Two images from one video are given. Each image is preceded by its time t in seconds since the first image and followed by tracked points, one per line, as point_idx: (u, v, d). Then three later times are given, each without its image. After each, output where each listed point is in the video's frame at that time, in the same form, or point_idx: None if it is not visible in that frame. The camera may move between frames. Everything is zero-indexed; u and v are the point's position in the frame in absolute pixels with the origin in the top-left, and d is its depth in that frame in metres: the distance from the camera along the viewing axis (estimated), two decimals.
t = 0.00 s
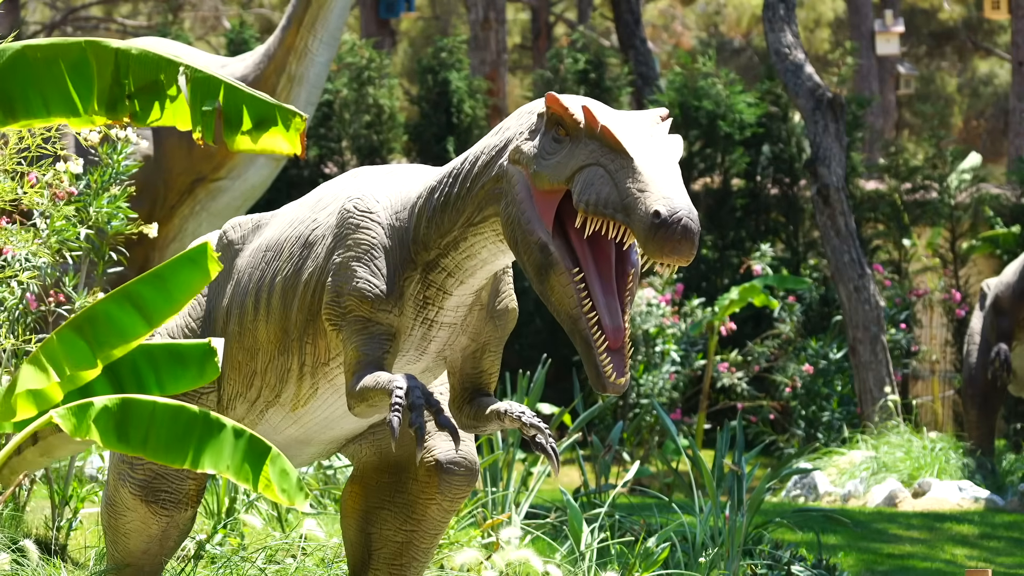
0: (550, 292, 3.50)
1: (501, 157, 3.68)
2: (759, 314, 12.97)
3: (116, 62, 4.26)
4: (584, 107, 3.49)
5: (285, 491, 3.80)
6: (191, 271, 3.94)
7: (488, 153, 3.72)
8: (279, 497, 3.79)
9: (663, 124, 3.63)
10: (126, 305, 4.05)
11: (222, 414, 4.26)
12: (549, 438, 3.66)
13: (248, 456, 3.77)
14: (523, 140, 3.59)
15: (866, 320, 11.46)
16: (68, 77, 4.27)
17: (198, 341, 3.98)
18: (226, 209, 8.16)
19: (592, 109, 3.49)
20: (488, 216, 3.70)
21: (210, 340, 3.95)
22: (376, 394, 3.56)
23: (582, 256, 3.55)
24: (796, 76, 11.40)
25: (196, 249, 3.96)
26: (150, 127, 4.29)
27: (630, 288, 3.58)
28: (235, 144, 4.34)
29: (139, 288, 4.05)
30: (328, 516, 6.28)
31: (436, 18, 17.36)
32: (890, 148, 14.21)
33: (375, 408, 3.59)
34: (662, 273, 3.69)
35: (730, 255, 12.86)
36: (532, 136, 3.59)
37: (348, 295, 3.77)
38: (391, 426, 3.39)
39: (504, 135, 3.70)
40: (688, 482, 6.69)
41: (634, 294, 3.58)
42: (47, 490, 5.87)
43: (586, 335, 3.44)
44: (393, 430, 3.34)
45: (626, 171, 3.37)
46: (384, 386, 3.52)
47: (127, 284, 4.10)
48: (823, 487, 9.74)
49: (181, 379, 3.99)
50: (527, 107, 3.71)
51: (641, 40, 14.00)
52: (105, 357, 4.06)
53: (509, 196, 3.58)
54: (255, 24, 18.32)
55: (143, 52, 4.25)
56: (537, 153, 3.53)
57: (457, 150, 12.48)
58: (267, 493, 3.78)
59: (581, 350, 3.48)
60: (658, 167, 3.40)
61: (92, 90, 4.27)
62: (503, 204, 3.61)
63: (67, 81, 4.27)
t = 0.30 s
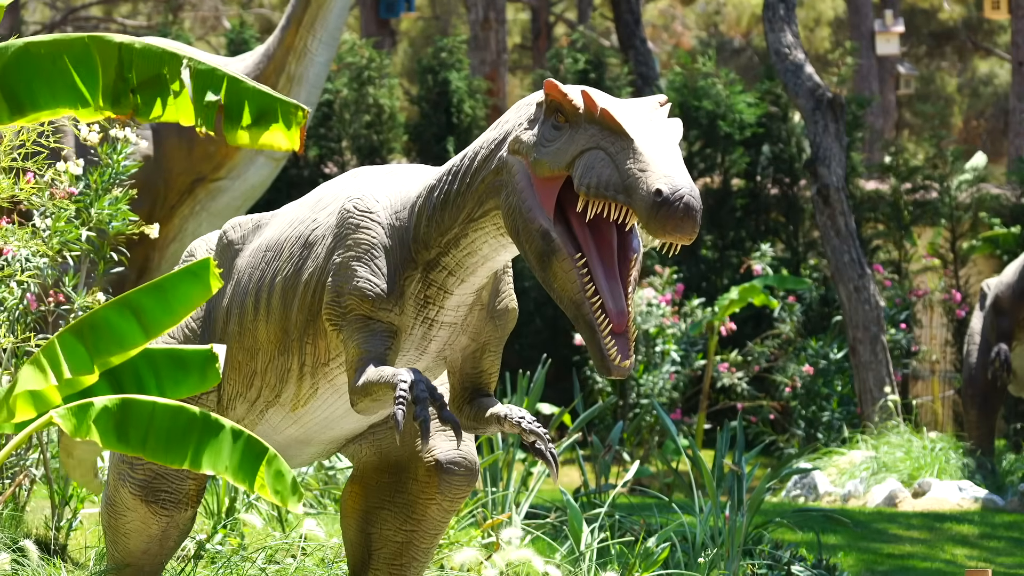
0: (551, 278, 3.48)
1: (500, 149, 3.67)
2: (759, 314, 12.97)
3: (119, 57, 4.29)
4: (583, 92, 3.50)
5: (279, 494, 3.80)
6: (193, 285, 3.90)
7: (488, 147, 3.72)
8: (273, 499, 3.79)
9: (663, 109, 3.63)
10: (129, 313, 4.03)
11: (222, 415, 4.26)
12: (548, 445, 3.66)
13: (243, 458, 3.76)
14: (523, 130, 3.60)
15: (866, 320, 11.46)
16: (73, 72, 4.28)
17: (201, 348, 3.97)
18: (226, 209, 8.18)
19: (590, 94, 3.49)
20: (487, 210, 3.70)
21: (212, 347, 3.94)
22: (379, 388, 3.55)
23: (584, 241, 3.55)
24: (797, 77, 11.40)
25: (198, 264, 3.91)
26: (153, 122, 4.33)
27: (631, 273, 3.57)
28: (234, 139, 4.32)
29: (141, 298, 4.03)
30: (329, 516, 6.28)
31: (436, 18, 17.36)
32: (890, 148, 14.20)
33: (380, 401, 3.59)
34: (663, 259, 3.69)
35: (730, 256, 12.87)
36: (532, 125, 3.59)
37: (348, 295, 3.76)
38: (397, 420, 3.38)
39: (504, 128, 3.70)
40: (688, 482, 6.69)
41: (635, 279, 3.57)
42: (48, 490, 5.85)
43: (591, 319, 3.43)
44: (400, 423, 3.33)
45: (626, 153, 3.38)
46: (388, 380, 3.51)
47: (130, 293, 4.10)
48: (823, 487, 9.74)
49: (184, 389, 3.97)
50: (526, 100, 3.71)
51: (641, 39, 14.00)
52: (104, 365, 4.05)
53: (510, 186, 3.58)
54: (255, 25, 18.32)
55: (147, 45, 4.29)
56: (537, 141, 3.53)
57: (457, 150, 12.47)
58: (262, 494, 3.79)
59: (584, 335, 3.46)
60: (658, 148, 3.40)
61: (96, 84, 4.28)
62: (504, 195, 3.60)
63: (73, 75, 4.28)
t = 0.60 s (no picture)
0: (552, 276, 3.49)
1: (500, 147, 3.67)
2: (759, 314, 12.98)
3: (125, 53, 4.29)
4: (583, 89, 3.50)
5: (284, 491, 3.79)
6: (165, 283, 3.98)
7: (488, 145, 3.72)
8: (277, 497, 3.78)
9: (664, 105, 3.63)
10: (108, 311, 4.10)
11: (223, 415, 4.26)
12: (555, 456, 3.66)
13: (246, 456, 3.76)
14: (523, 128, 3.60)
15: (866, 320, 11.46)
16: (75, 71, 4.29)
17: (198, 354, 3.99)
18: (225, 209, 8.22)
19: (590, 90, 3.49)
20: (487, 209, 3.70)
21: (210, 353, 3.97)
22: (377, 390, 3.56)
23: (584, 239, 3.55)
24: (797, 77, 11.40)
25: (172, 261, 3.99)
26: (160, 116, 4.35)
27: (631, 271, 3.57)
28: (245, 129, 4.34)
29: (118, 297, 4.10)
30: (329, 516, 6.28)
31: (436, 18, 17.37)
32: (890, 148, 14.20)
33: (375, 407, 3.61)
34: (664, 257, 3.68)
35: (730, 256, 12.88)
36: (532, 123, 3.59)
37: (348, 295, 3.77)
38: (392, 416, 3.40)
39: (503, 127, 3.70)
40: (688, 482, 6.69)
41: (635, 277, 3.57)
42: (48, 490, 5.85)
43: (591, 317, 3.43)
44: (395, 419, 3.37)
45: (626, 149, 3.38)
46: (386, 380, 3.52)
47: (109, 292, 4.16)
48: (823, 487, 9.74)
49: (183, 394, 3.98)
50: (526, 98, 3.71)
51: (641, 39, 13.99)
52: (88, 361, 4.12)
53: (510, 184, 3.58)
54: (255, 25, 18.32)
55: (151, 41, 4.28)
56: (537, 138, 3.53)
57: (457, 150, 12.47)
58: (267, 492, 3.78)
59: (585, 333, 3.47)
60: (658, 144, 3.40)
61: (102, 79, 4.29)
62: (504, 194, 3.61)
63: (75, 74, 4.29)
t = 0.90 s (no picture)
0: (552, 277, 3.48)
1: (500, 148, 3.67)
2: (759, 314, 12.97)
3: (126, 47, 4.26)
4: (584, 90, 3.50)
5: (290, 491, 3.77)
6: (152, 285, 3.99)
7: (488, 146, 3.72)
8: (284, 497, 3.77)
9: (664, 107, 3.62)
10: (100, 312, 4.08)
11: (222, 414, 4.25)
12: (560, 452, 3.68)
13: (252, 454, 3.78)
14: (523, 129, 3.59)
15: (866, 320, 11.46)
16: (78, 64, 4.28)
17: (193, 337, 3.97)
18: (226, 210, 8.20)
19: (590, 92, 3.49)
20: (488, 210, 3.70)
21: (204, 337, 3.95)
22: (375, 393, 3.56)
23: (584, 241, 3.55)
24: (796, 77, 11.40)
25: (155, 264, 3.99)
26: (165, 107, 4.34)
27: (631, 273, 3.57)
28: (254, 116, 4.36)
29: (110, 297, 4.08)
30: (328, 516, 6.28)
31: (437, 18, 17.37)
32: (890, 148, 14.20)
33: (367, 411, 3.62)
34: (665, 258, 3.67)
35: (730, 256, 12.86)
36: (532, 124, 3.59)
37: (348, 295, 3.77)
38: (377, 420, 3.44)
39: (504, 127, 3.70)
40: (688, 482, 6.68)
41: (636, 279, 3.57)
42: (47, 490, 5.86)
43: (591, 319, 3.43)
44: (377, 425, 3.40)
45: (626, 151, 3.38)
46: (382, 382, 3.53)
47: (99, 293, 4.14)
48: (823, 487, 9.73)
49: (179, 379, 3.97)
50: (526, 99, 3.71)
51: (641, 39, 13.99)
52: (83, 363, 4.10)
53: (510, 185, 3.58)
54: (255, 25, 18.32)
55: (153, 33, 4.25)
56: (537, 139, 3.53)
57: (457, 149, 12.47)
58: (272, 493, 3.78)
59: (585, 335, 3.46)
60: (658, 146, 3.40)
61: (103, 73, 4.28)
62: (504, 194, 3.61)
63: (77, 68, 4.28)
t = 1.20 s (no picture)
0: (551, 281, 3.49)
1: (500, 150, 3.67)
2: (759, 315, 12.97)
3: (119, 43, 4.26)
4: (584, 94, 3.50)
5: (291, 488, 3.78)
6: (156, 293, 3.98)
7: (488, 148, 3.72)
8: (285, 495, 3.77)
9: (664, 111, 3.63)
10: (102, 315, 4.08)
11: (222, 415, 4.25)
12: (560, 441, 3.70)
13: (254, 453, 3.78)
14: (523, 132, 3.60)
15: (866, 320, 11.46)
16: (71, 62, 4.26)
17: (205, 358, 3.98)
18: (225, 210, 8.15)
19: (591, 96, 3.49)
20: (487, 211, 3.70)
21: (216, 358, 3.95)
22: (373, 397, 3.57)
23: (584, 245, 3.55)
24: (796, 77, 11.40)
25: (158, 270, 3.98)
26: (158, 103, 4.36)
27: (630, 278, 3.57)
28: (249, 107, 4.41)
29: (112, 302, 4.08)
30: (328, 516, 6.28)
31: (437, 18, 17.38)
32: (891, 147, 14.20)
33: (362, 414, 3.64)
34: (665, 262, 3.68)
35: (730, 256, 12.86)
36: (532, 127, 3.59)
37: (347, 296, 3.78)
38: (366, 428, 3.46)
39: (504, 129, 3.70)
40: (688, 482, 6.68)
41: (635, 283, 3.57)
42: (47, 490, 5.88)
43: (590, 324, 3.43)
44: (365, 431, 3.42)
45: (627, 156, 3.39)
46: (380, 387, 3.54)
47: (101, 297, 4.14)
48: (823, 487, 9.73)
49: (186, 395, 3.96)
50: (526, 101, 3.71)
51: (641, 39, 14.00)
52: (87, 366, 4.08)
53: (510, 188, 3.58)
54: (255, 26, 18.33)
55: (145, 30, 4.25)
56: (537, 143, 3.53)
57: (457, 149, 12.46)
58: (274, 491, 3.79)
59: (583, 339, 3.47)
60: (659, 151, 3.41)
61: (95, 69, 4.27)
62: (504, 197, 3.61)
63: (72, 65, 4.26)
